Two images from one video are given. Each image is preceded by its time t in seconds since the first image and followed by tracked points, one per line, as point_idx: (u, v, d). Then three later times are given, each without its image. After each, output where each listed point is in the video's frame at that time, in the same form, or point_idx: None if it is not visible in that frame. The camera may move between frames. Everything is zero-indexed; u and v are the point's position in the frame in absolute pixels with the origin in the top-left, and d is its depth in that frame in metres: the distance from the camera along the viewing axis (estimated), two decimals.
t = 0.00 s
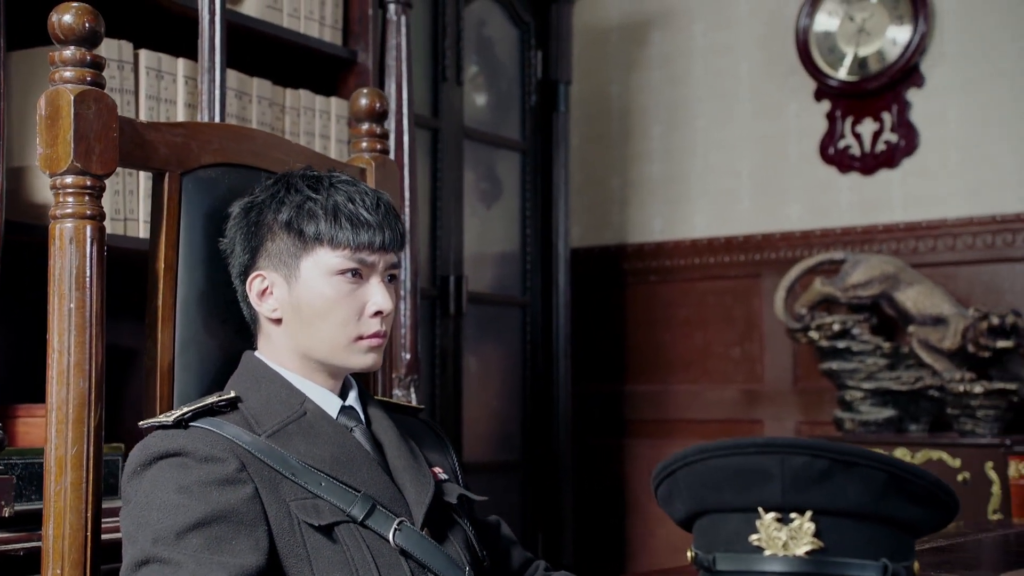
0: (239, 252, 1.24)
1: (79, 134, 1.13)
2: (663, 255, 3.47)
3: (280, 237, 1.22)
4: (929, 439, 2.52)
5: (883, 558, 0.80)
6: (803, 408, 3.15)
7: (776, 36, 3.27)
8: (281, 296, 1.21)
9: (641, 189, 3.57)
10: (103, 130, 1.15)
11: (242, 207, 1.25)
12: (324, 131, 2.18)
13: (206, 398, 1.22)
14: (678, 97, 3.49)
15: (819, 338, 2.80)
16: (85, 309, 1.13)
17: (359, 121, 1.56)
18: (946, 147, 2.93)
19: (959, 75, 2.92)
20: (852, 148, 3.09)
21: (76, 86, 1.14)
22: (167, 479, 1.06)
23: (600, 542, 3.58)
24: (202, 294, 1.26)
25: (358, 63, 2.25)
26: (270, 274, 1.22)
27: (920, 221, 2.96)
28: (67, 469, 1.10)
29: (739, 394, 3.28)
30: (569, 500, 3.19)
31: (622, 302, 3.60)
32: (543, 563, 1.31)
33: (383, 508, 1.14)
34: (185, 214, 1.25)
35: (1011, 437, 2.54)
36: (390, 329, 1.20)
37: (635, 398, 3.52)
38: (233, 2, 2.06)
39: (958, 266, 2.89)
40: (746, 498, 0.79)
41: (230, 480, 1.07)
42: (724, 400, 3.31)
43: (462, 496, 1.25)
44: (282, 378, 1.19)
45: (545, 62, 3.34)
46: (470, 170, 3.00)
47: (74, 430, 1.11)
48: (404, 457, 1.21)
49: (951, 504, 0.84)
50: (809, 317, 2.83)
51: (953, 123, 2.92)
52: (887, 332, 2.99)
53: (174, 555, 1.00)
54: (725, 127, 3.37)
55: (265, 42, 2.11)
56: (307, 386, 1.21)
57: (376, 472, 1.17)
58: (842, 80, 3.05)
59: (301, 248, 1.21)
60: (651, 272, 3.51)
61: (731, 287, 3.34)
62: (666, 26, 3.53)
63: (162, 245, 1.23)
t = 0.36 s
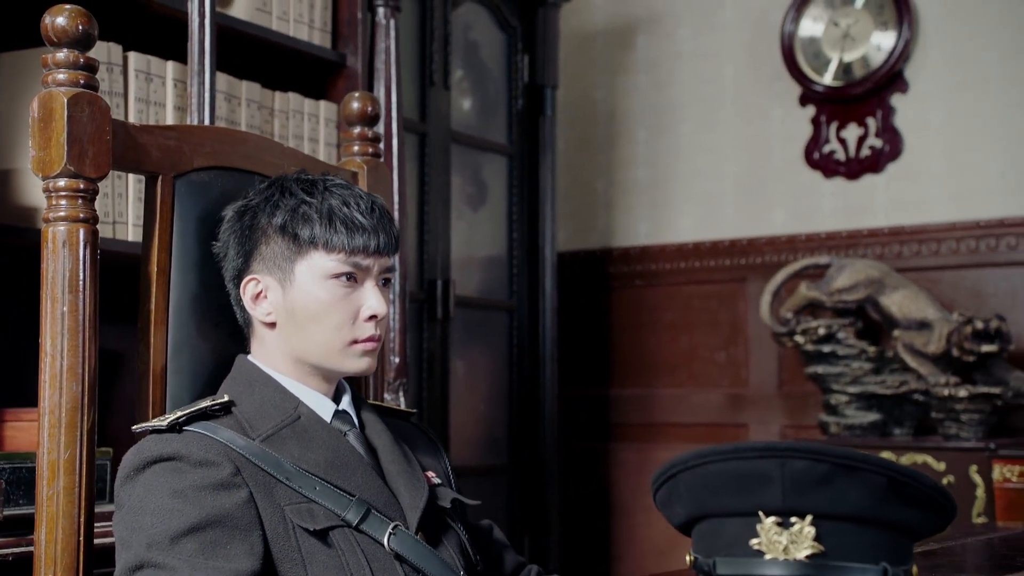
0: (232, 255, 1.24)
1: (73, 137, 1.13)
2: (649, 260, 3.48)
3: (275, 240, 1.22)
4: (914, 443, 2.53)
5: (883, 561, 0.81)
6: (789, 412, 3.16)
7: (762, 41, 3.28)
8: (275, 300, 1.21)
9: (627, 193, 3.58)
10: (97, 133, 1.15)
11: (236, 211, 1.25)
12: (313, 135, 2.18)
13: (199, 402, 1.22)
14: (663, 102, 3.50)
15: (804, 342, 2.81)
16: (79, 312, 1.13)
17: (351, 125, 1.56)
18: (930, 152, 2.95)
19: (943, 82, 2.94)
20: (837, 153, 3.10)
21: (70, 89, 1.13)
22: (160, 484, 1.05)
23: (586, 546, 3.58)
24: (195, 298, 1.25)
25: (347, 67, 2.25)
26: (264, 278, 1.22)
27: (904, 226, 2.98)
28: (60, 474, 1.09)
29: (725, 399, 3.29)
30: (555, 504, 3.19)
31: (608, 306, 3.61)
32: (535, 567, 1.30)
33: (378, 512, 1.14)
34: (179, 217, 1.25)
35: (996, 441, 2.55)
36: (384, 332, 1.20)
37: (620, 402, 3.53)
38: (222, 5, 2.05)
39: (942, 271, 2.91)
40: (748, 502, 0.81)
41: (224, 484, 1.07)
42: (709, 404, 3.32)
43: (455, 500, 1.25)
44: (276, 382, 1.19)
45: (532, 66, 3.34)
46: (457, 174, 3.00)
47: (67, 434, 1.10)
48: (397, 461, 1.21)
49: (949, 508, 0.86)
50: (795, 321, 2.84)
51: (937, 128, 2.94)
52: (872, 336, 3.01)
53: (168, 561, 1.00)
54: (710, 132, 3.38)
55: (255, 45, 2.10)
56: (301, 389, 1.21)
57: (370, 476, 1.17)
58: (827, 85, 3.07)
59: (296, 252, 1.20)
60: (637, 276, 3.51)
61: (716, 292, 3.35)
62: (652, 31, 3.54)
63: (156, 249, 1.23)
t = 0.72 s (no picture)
0: (227, 258, 1.23)
1: (68, 140, 1.12)
2: (635, 263, 3.48)
3: (270, 243, 1.21)
4: (899, 446, 2.54)
5: (884, 564, 0.87)
6: (775, 415, 3.16)
7: (748, 45, 3.29)
8: (270, 303, 1.21)
9: (614, 196, 3.58)
10: (91, 135, 1.14)
11: (231, 214, 1.25)
12: (303, 138, 2.17)
13: (192, 405, 1.21)
14: (650, 106, 3.51)
15: (791, 345, 2.82)
16: (73, 315, 1.12)
17: (344, 128, 1.55)
18: (915, 157, 2.97)
19: (928, 87, 2.95)
20: (822, 158, 3.11)
21: (64, 91, 1.13)
22: (156, 488, 1.05)
23: (573, 549, 3.58)
24: (189, 301, 1.25)
25: (337, 70, 2.25)
26: (259, 280, 1.21)
27: (889, 230, 3.00)
28: (54, 477, 1.09)
29: (711, 402, 3.30)
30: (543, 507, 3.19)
31: (595, 309, 3.61)
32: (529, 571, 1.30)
33: (374, 516, 1.13)
34: (172, 219, 1.25)
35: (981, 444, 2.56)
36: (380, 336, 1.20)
37: (607, 405, 3.53)
38: (212, 8, 2.05)
39: (927, 275, 2.93)
40: (751, 505, 0.87)
41: (220, 487, 1.06)
42: (696, 408, 3.32)
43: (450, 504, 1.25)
44: (271, 385, 1.19)
45: (520, 70, 3.34)
46: (445, 177, 2.99)
47: (62, 437, 1.10)
48: (392, 465, 1.21)
49: (949, 510, 0.91)
50: (781, 325, 2.85)
51: (922, 133, 2.95)
52: (858, 339, 3.02)
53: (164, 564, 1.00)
54: (696, 136, 3.39)
55: (246, 47, 2.10)
56: (296, 393, 1.21)
57: (365, 480, 1.17)
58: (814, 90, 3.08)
59: (291, 255, 1.20)
60: (624, 279, 3.52)
61: (702, 295, 3.36)
62: (639, 35, 3.55)
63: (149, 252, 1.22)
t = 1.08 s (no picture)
0: (224, 262, 1.23)
1: (65, 144, 1.12)
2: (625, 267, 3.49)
3: (268, 247, 1.21)
4: (889, 450, 2.54)
5: (887, 568, 0.93)
6: (764, 419, 3.17)
7: (737, 50, 3.30)
8: (269, 305, 1.21)
9: (604, 200, 3.59)
10: (89, 140, 1.14)
11: (228, 217, 1.24)
12: (295, 142, 2.17)
13: (189, 409, 1.21)
14: (640, 111, 3.51)
15: (781, 349, 2.83)
16: (71, 319, 1.12)
17: (340, 132, 1.55)
18: (903, 162, 2.98)
19: (917, 92, 2.97)
20: (811, 162, 3.12)
21: (62, 94, 1.12)
22: (155, 492, 1.04)
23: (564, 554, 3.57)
24: (186, 304, 1.24)
25: (330, 73, 2.25)
26: (256, 284, 1.21)
27: (878, 235, 3.01)
28: (52, 481, 1.08)
29: (701, 406, 3.30)
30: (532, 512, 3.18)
31: (584, 313, 3.61)
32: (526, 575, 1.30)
33: (373, 521, 1.14)
34: (170, 223, 1.24)
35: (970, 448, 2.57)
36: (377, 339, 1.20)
37: (596, 409, 3.53)
38: (206, 11, 2.04)
39: (915, 279, 2.94)
40: (754, 509, 0.93)
41: (218, 491, 1.06)
42: (685, 411, 3.32)
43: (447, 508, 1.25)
44: (269, 389, 1.19)
45: (510, 74, 3.34)
46: (436, 180, 2.99)
47: (60, 442, 1.09)
48: (390, 469, 1.21)
49: (950, 514, 0.96)
50: (771, 329, 2.86)
51: (911, 139, 2.97)
52: (848, 343, 3.03)
53: (162, 567, 0.99)
54: (686, 140, 3.40)
55: (239, 51, 2.10)
56: (293, 397, 1.21)
57: (364, 484, 1.17)
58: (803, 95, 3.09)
59: (289, 260, 1.20)
60: (614, 283, 3.52)
61: (692, 300, 3.36)
62: (628, 40, 3.56)
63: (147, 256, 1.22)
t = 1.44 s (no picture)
0: (223, 263, 1.23)
1: (65, 145, 1.12)
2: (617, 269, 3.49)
3: (268, 249, 1.21)
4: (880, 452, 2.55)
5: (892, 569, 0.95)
6: (755, 421, 3.18)
7: (728, 53, 3.31)
8: (268, 306, 1.21)
9: (595, 202, 3.59)
10: (89, 141, 1.14)
11: (227, 219, 1.24)
12: (289, 144, 2.17)
13: (188, 411, 1.20)
14: (631, 113, 3.52)
15: (772, 352, 2.83)
16: (70, 320, 1.11)
17: (337, 133, 1.55)
18: (894, 165, 2.99)
19: (907, 95, 2.98)
20: (803, 165, 3.13)
21: (62, 95, 1.12)
22: (155, 494, 1.04)
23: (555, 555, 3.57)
24: (184, 306, 1.24)
25: (324, 74, 2.24)
26: (256, 285, 1.21)
27: (869, 237, 3.02)
28: (51, 483, 1.08)
29: (692, 407, 3.30)
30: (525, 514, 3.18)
31: (575, 315, 3.61)
32: None
33: (373, 524, 1.14)
34: (168, 224, 1.24)
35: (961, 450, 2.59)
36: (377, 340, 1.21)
37: (588, 411, 3.54)
38: (201, 12, 2.04)
39: (906, 282, 2.95)
40: (760, 509, 0.96)
41: (218, 493, 1.06)
42: (677, 413, 3.33)
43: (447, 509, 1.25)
44: (268, 391, 1.19)
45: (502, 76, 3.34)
46: (429, 182, 2.99)
47: (59, 443, 1.09)
48: (389, 471, 1.21)
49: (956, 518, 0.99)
50: (763, 331, 2.86)
51: (901, 142, 2.98)
52: (839, 345, 3.04)
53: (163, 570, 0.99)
54: (678, 142, 3.41)
55: (234, 52, 2.09)
56: (293, 399, 1.21)
57: (364, 486, 1.17)
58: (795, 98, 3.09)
59: (288, 261, 1.20)
60: (605, 285, 3.52)
61: (683, 302, 3.36)
62: (620, 42, 3.56)
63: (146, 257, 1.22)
